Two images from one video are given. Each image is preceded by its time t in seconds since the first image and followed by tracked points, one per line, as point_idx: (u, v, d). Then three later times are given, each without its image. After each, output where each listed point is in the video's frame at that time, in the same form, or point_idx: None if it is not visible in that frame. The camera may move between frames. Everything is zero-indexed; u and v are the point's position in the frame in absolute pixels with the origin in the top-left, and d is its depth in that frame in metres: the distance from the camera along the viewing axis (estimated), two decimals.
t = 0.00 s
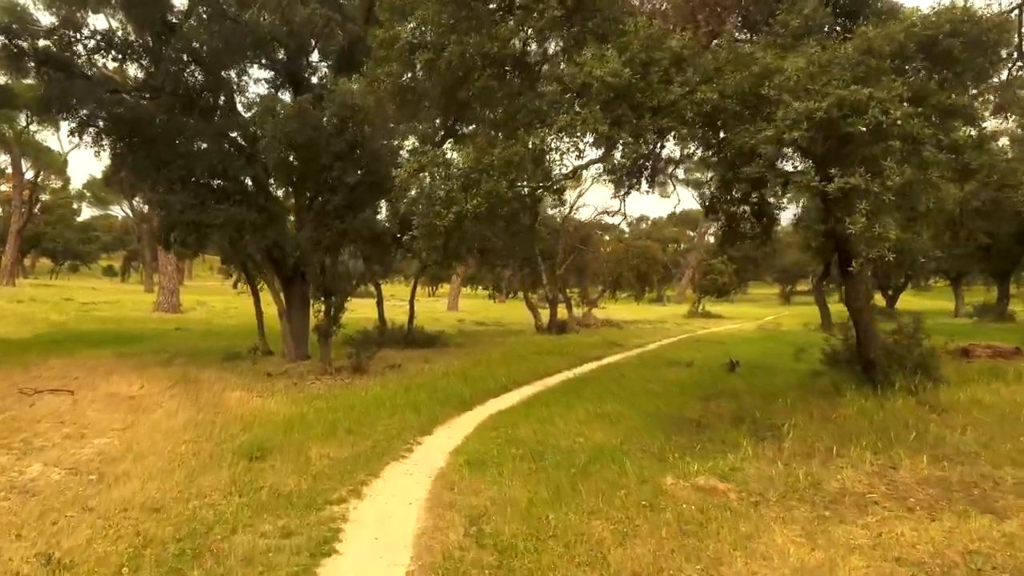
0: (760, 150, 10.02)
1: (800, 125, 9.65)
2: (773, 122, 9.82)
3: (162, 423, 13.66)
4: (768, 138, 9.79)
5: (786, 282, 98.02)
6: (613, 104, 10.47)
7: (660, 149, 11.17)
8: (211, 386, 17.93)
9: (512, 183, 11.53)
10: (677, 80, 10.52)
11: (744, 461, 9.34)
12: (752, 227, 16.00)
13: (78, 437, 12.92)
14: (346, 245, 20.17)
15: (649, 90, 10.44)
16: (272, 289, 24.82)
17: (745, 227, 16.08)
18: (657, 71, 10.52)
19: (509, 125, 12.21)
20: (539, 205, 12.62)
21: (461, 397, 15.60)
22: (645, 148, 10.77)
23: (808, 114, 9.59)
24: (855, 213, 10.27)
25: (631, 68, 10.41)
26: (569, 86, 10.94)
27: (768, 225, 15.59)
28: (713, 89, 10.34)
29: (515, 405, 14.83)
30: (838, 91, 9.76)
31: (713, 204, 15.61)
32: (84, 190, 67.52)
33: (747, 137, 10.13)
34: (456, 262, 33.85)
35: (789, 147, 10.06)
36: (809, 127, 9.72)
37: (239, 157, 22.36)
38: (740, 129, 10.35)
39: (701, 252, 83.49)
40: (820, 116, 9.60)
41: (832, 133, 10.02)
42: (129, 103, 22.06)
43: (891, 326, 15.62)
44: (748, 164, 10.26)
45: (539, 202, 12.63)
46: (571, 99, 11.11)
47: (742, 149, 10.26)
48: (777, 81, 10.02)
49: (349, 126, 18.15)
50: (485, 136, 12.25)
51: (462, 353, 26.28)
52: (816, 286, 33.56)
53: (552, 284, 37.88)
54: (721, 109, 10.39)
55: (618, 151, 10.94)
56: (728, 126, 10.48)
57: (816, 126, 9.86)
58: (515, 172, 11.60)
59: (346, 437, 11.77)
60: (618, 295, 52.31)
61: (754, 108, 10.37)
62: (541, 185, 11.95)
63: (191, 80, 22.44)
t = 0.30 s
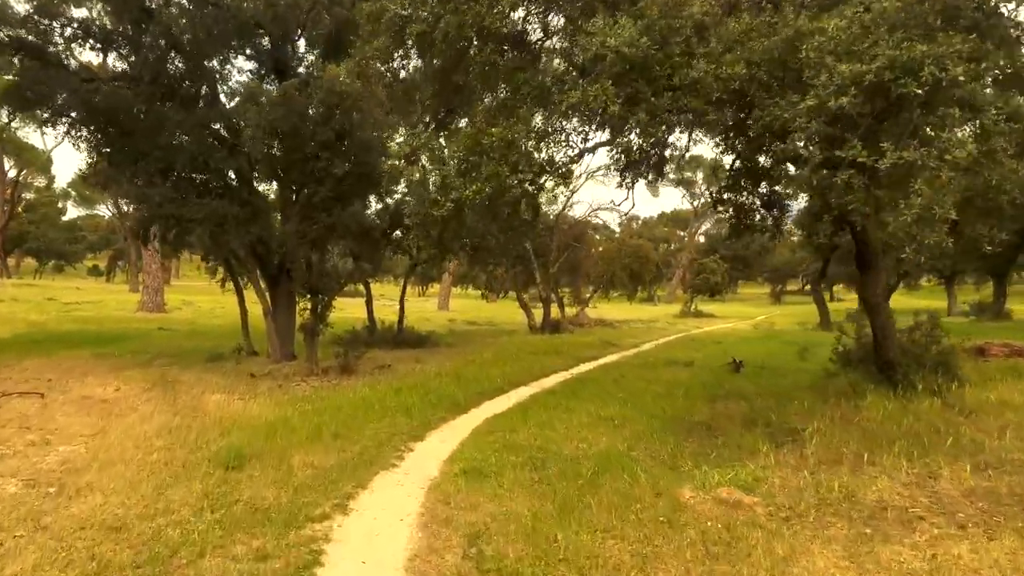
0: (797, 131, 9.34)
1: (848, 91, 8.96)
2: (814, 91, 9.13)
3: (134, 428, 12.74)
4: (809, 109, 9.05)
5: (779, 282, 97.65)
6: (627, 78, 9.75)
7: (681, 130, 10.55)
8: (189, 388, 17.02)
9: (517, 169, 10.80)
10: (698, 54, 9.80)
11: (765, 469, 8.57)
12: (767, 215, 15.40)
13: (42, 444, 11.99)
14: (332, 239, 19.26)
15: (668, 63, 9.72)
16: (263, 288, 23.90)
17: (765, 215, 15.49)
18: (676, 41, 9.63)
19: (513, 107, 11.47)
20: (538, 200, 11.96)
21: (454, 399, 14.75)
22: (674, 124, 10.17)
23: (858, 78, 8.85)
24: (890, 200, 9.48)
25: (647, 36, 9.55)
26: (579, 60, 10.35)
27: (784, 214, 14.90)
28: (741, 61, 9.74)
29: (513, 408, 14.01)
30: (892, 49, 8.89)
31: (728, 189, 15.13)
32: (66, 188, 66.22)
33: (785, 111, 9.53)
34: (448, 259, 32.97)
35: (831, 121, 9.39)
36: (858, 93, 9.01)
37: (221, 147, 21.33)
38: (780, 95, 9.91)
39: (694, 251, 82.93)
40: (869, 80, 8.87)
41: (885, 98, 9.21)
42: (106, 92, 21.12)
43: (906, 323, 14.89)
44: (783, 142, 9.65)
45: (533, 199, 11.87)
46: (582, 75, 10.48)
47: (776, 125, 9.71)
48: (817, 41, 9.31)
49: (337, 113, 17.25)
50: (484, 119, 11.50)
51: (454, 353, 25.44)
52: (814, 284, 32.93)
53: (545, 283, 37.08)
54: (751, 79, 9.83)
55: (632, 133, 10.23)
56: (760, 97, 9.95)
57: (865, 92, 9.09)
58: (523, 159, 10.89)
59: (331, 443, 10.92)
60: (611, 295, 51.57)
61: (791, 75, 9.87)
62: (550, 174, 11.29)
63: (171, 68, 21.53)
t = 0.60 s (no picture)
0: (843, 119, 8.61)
1: (899, 75, 8.12)
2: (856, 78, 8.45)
3: (107, 444, 11.87)
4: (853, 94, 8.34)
5: (771, 282, 97.17)
6: (646, 57, 9.24)
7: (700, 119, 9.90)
8: (169, 398, 16.10)
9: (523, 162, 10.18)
10: (727, 32, 9.12)
11: (797, 494, 7.87)
12: (778, 213, 14.81)
13: (6, 462, 11.10)
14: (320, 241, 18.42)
15: (692, 42, 9.06)
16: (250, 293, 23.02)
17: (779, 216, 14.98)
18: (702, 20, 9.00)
19: (519, 98, 10.87)
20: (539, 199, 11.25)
21: (450, 410, 13.94)
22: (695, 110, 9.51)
23: (906, 61, 7.89)
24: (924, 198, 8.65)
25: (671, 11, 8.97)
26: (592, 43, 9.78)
27: (795, 212, 14.26)
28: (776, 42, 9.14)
29: (513, 419, 13.21)
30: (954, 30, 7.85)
31: (738, 187, 14.48)
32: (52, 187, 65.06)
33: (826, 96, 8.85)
34: (440, 260, 32.10)
35: (875, 109, 8.56)
36: (910, 79, 8.10)
37: (204, 144, 20.50)
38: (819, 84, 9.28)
39: (686, 251, 82.29)
40: (921, 65, 7.89)
41: (937, 83, 8.38)
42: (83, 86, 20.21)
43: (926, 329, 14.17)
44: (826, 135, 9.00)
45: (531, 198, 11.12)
46: (593, 62, 9.90)
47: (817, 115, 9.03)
48: (862, 19, 8.56)
49: (325, 107, 16.46)
50: (486, 110, 10.79)
51: (447, 358, 24.60)
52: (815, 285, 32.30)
53: (540, 284, 36.31)
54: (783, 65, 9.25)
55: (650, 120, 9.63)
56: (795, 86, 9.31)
57: (918, 77, 8.21)
58: (530, 149, 10.27)
59: (317, 464, 10.03)
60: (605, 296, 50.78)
61: (827, 61, 9.37)
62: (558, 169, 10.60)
63: (152, 62, 20.63)
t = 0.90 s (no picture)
0: (902, 98, 8.13)
1: (973, 52, 8.04)
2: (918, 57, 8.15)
3: (80, 459, 10.99)
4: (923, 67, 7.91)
5: (765, 281, 96.68)
6: (673, 36, 8.62)
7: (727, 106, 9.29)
8: (152, 405, 15.22)
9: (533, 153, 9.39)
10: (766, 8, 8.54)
11: (838, 518, 7.12)
12: (794, 209, 14.24)
13: None
14: (310, 240, 17.60)
15: (726, 17, 8.41)
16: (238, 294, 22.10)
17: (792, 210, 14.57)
18: None
19: (529, 82, 10.09)
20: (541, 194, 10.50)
21: (448, 419, 13.14)
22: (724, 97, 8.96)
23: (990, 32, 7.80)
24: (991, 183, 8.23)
25: None
26: (614, 22, 9.22)
27: (811, 208, 13.63)
28: (821, 16, 8.69)
29: (515, 429, 12.41)
30: None
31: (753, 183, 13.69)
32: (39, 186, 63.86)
33: (881, 76, 8.42)
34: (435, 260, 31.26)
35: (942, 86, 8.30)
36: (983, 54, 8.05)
37: (189, 138, 19.59)
38: (869, 62, 8.86)
39: (681, 251, 81.63)
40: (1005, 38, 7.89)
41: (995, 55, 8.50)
42: (62, 77, 19.28)
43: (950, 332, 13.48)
44: (877, 117, 8.56)
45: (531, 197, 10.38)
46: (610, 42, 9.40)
47: (866, 98, 8.59)
48: None
49: (315, 96, 15.48)
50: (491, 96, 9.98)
51: (444, 361, 23.78)
52: (818, 285, 31.72)
53: (536, 284, 35.56)
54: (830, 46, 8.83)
55: (671, 110, 8.85)
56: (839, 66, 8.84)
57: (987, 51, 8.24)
58: (539, 139, 9.50)
59: (307, 482, 9.19)
60: (601, 296, 50.02)
61: (876, 38, 8.86)
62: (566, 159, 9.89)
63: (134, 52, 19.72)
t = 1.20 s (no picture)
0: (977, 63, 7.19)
1: None
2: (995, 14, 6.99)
3: (45, 472, 10.08)
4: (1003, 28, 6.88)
5: (759, 281, 96.27)
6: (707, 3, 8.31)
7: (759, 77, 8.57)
8: (129, 411, 14.31)
9: (542, 133, 8.53)
10: None
11: (886, 540, 6.39)
12: (812, 200, 13.72)
13: None
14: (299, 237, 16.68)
15: None
16: (226, 294, 21.15)
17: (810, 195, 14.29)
18: None
19: (540, 61, 9.35)
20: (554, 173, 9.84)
21: (445, 425, 12.30)
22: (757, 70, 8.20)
23: None
24: None
25: None
26: None
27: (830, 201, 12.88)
28: None
29: (517, 436, 11.60)
30: None
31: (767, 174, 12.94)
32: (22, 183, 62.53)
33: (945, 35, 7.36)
34: (428, 258, 30.41)
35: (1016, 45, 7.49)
36: None
37: (170, 129, 18.69)
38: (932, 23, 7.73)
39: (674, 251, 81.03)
40: None
41: None
42: (36, 63, 18.28)
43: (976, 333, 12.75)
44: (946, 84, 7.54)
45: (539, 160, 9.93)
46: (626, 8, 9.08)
47: (931, 62, 7.51)
48: None
49: (303, 80, 14.65)
50: (498, 73, 9.17)
51: (438, 362, 22.94)
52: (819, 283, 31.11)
53: (532, 283, 34.79)
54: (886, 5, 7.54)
55: (708, 86, 8.14)
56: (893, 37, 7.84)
57: None
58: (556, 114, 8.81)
59: (293, 498, 8.36)
60: (596, 295, 49.31)
61: None
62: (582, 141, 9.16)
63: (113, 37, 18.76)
